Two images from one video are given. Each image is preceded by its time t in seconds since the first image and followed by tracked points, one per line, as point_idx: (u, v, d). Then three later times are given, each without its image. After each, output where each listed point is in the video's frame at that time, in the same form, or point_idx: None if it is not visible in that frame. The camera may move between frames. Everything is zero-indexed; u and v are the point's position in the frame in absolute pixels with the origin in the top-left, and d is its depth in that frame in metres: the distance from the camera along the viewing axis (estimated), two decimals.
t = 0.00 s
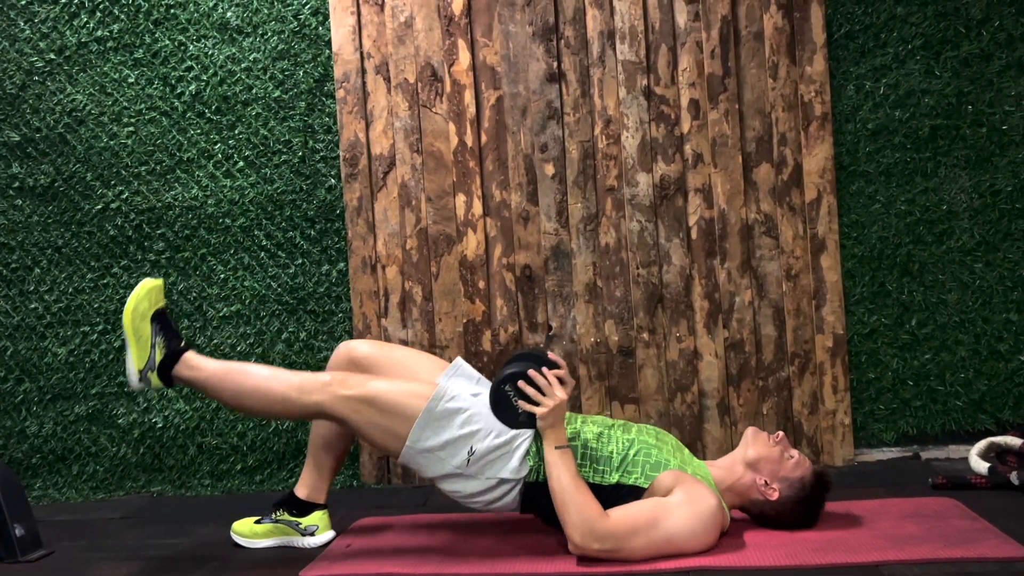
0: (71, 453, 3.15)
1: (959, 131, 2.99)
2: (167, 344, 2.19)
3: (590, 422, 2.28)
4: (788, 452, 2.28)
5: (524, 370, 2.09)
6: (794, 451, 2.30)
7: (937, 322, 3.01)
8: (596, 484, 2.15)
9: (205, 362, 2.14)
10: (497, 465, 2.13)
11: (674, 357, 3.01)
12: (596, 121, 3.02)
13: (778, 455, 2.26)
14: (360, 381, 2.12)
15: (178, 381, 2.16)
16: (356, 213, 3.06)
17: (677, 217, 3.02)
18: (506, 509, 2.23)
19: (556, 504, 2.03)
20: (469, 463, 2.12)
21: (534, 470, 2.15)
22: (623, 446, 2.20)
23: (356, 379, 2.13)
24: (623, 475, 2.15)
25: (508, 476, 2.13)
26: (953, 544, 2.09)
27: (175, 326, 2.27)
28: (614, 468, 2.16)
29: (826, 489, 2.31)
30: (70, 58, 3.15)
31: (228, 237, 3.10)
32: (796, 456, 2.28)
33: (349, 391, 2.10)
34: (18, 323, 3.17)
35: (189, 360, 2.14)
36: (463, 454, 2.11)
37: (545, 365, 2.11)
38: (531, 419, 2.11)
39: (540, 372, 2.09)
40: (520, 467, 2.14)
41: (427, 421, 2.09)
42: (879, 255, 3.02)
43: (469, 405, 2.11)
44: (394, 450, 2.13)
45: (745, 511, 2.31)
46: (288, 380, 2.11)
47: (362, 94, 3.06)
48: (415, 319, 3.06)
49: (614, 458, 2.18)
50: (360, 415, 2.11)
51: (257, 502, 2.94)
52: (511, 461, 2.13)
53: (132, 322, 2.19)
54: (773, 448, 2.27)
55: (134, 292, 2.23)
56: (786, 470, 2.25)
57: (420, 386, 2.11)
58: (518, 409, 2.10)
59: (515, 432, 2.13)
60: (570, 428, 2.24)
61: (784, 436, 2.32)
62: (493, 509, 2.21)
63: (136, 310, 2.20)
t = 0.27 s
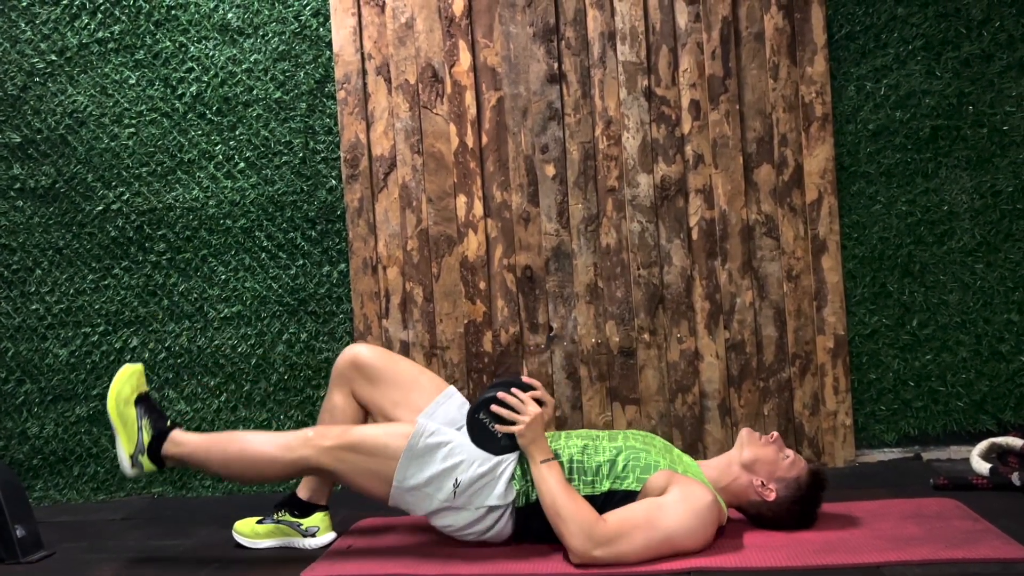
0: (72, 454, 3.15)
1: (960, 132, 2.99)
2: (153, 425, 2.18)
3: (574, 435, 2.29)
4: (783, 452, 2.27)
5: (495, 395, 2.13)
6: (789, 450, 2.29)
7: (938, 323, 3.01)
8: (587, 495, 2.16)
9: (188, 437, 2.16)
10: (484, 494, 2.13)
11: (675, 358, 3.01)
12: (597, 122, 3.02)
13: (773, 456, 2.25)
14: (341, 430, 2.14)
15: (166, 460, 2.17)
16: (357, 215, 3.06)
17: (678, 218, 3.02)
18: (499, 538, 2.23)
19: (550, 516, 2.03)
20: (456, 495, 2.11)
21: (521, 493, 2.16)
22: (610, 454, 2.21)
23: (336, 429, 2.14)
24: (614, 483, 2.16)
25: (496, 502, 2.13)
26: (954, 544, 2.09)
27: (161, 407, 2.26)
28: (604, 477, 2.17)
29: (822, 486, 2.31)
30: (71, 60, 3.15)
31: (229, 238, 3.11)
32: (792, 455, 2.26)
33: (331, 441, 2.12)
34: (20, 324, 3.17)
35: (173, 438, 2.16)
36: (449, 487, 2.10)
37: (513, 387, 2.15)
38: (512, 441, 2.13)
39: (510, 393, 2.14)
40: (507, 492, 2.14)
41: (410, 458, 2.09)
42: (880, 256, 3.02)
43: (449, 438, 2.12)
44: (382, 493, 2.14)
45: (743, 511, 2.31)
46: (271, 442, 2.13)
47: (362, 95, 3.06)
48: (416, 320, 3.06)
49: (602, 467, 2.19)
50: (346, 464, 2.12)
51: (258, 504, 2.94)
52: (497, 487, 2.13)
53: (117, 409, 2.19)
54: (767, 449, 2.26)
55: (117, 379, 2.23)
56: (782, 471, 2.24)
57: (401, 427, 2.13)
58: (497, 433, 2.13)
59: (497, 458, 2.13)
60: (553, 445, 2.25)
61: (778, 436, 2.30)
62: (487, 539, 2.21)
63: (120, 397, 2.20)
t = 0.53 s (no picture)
0: (73, 456, 3.15)
1: (960, 133, 2.99)
2: (149, 485, 2.33)
3: (566, 445, 2.29)
4: (776, 452, 2.27)
5: (482, 410, 2.15)
6: (781, 449, 2.29)
7: (939, 324, 3.01)
8: (585, 499, 2.16)
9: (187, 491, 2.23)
10: (482, 510, 2.14)
11: (676, 359, 3.01)
12: (598, 124, 3.02)
13: (766, 457, 2.24)
14: (334, 465, 2.17)
15: (166, 518, 2.24)
16: (358, 216, 3.06)
17: (679, 220, 3.02)
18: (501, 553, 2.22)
19: (547, 521, 2.04)
20: (455, 514, 2.12)
21: (519, 504, 2.16)
22: (604, 458, 2.21)
23: (330, 465, 2.17)
24: (610, 485, 2.16)
25: (495, 516, 2.13)
26: (955, 546, 2.08)
27: (151, 472, 2.41)
28: (600, 480, 2.17)
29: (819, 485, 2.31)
30: (72, 61, 3.15)
31: (230, 240, 3.11)
32: (784, 455, 2.26)
33: (325, 477, 2.15)
34: (21, 325, 3.17)
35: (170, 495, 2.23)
36: (446, 507, 2.12)
37: (501, 402, 2.18)
38: (505, 454, 2.15)
39: (498, 406, 2.16)
40: (504, 505, 2.14)
41: (406, 482, 2.11)
42: (881, 258, 3.02)
43: (442, 458, 2.13)
44: (382, 521, 2.15)
45: (741, 513, 2.31)
46: (267, 485, 2.17)
47: (363, 96, 3.06)
48: (417, 322, 3.06)
49: (597, 471, 2.18)
50: (343, 497, 2.14)
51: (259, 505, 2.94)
52: (494, 501, 2.13)
53: (110, 475, 2.34)
54: (759, 450, 2.26)
55: (106, 446, 2.40)
56: (776, 471, 2.24)
57: (394, 454, 2.15)
58: (489, 448, 2.15)
59: (492, 474, 2.14)
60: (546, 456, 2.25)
61: (769, 436, 2.30)
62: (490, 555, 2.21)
63: (112, 463, 2.36)
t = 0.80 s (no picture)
0: (74, 458, 3.15)
1: (961, 135, 2.99)
2: (146, 501, 2.28)
3: (564, 448, 2.30)
4: (773, 454, 2.26)
5: (482, 416, 2.19)
6: (778, 451, 2.29)
7: (940, 326, 3.01)
8: (585, 501, 2.16)
9: (186, 506, 2.25)
10: (482, 515, 2.14)
11: (677, 361, 3.01)
12: (599, 126, 3.02)
13: (763, 458, 2.24)
14: (333, 476, 2.19)
15: (164, 534, 2.25)
16: (359, 218, 3.06)
17: (680, 221, 3.02)
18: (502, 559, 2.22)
19: (547, 525, 2.03)
20: (456, 519, 2.13)
21: (519, 508, 2.16)
22: (603, 459, 2.21)
23: (329, 476, 2.19)
24: (610, 485, 2.16)
25: (495, 520, 2.14)
26: (956, 548, 2.08)
27: (148, 485, 2.35)
28: (599, 481, 2.17)
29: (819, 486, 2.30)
30: (73, 64, 3.15)
31: (231, 242, 3.11)
32: (782, 456, 2.25)
33: (324, 488, 2.17)
34: (23, 327, 3.18)
35: (168, 511, 2.24)
36: (447, 513, 2.13)
37: (501, 408, 2.21)
38: (505, 460, 2.16)
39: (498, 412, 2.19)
40: (504, 509, 2.15)
41: (406, 489, 2.12)
42: (882, 259, 3.02)
43: (442, 465, 2.15)
44: (383, 529, 2.16)
45: (741, 516, 2.31)
46: (266, 498, 2.19)
47: (364, 98, 3.06)
48: (418, 323, 3.06)
49: (597, 472, 2.19)
50: (342, 507, 2.15)
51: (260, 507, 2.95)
52: (494, 506, 2.14)
53: (106, 491, 2.26)
54: (756, 453, 2.26)
55: (103, 461, 2.31)
56: (774, 472, 2.23)
57: (394, 462, 2.17)
58: (489, 454, 2.16)
59: (492, 480, 2.15)
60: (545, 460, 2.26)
61: (765, 438, 2.30)
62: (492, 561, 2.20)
63: (109, 479, 2.28)
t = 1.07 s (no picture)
0: (75, 460, 3.15)
1: (962, 136, 2.99)
2: (154, 480, 2.30)
3: (569, 445, 2.30)
4: (777, 455, 2.25)
5: (488, 414, 2.19)
6: (782, 452, 2.28)
7: (941, 327, 3.01)
8: (587, 501, 2.16)
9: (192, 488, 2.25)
10: (485, 511, 2.13)
11: (678, 362, 3.01)
12: (599, 127, 3.02)
13: (767, 460, 2.23)
14: (339, 465, 2.18)
15: (172, 514, 2.26)
16: (360, 220, 3.06)
17: (680, 222, 3.02)
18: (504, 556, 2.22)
19: (549, 525, 2.04)
20: (458, 515, 2.12)
21: (522, 505, 2.16)
22: (606, 460, 2.21)
23: (335, 464, 2.19)
24: (612, 486, 2.16)
25: (498, 517, 2.13)
26: (957, 549, 2.08)
27: (156, 465, 2.40)
28: (602, 481, 2.17)
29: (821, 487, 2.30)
30: (74, 66, 3.16)
31: (232, 244, 3.11)
32: (785, 458, 2.25)
33: (330, 476, 2.16)
34: (24, 329, 3.18)
35: (176, 491, 2.25)
36: (450, 508, 2.12)
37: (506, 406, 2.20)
38: (509, 457, 2.16)
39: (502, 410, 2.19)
40: (508, 506, 2.14)
41: (409, 484, 2.11)
42: (883, 261, 3.02)
43: (445, 460, 2.14)
44: (385, 521, 2.16)
45: (744, 517, 2.31)
46: (271, 484, 2.19)
47: (365, 100, 3.07)
48: (419, 325, 3.06)
49: (599, 472, 2.19)
50: (347, 497, 2.15)
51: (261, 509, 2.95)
52: (497, 502, 2.13)
53: (115, 469, 2.31)
54: (761, 454, 2.25)
55: (113, 440, 2.38)
56: (777, 474, 2.23)
57: (398, 455, 2.15)
58: (493, 451, 2.16)
59: (495, 476, 2.14)
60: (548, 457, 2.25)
61: (770, 439, 2.29)
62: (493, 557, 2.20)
63: (117, 458, 2.33)
